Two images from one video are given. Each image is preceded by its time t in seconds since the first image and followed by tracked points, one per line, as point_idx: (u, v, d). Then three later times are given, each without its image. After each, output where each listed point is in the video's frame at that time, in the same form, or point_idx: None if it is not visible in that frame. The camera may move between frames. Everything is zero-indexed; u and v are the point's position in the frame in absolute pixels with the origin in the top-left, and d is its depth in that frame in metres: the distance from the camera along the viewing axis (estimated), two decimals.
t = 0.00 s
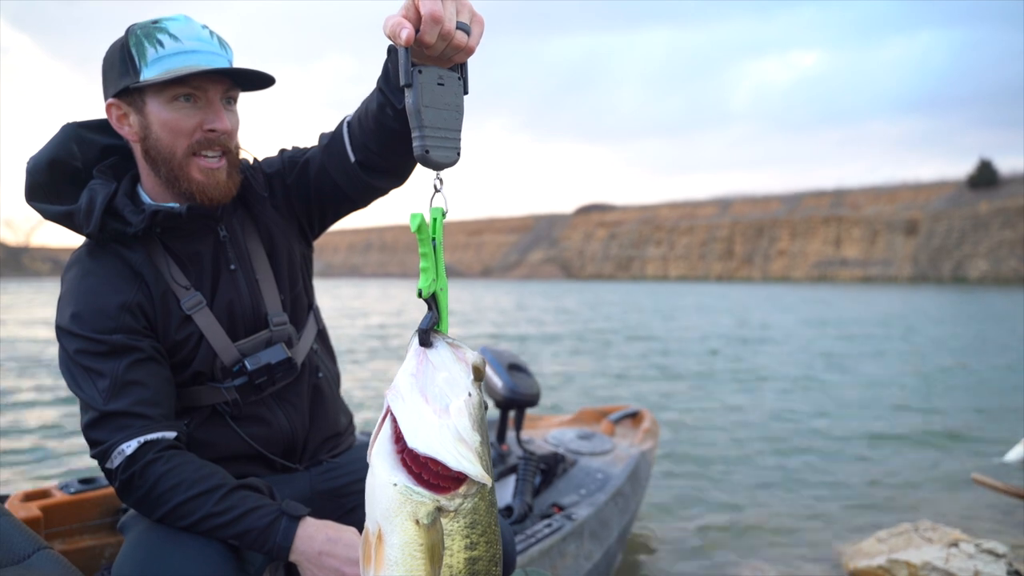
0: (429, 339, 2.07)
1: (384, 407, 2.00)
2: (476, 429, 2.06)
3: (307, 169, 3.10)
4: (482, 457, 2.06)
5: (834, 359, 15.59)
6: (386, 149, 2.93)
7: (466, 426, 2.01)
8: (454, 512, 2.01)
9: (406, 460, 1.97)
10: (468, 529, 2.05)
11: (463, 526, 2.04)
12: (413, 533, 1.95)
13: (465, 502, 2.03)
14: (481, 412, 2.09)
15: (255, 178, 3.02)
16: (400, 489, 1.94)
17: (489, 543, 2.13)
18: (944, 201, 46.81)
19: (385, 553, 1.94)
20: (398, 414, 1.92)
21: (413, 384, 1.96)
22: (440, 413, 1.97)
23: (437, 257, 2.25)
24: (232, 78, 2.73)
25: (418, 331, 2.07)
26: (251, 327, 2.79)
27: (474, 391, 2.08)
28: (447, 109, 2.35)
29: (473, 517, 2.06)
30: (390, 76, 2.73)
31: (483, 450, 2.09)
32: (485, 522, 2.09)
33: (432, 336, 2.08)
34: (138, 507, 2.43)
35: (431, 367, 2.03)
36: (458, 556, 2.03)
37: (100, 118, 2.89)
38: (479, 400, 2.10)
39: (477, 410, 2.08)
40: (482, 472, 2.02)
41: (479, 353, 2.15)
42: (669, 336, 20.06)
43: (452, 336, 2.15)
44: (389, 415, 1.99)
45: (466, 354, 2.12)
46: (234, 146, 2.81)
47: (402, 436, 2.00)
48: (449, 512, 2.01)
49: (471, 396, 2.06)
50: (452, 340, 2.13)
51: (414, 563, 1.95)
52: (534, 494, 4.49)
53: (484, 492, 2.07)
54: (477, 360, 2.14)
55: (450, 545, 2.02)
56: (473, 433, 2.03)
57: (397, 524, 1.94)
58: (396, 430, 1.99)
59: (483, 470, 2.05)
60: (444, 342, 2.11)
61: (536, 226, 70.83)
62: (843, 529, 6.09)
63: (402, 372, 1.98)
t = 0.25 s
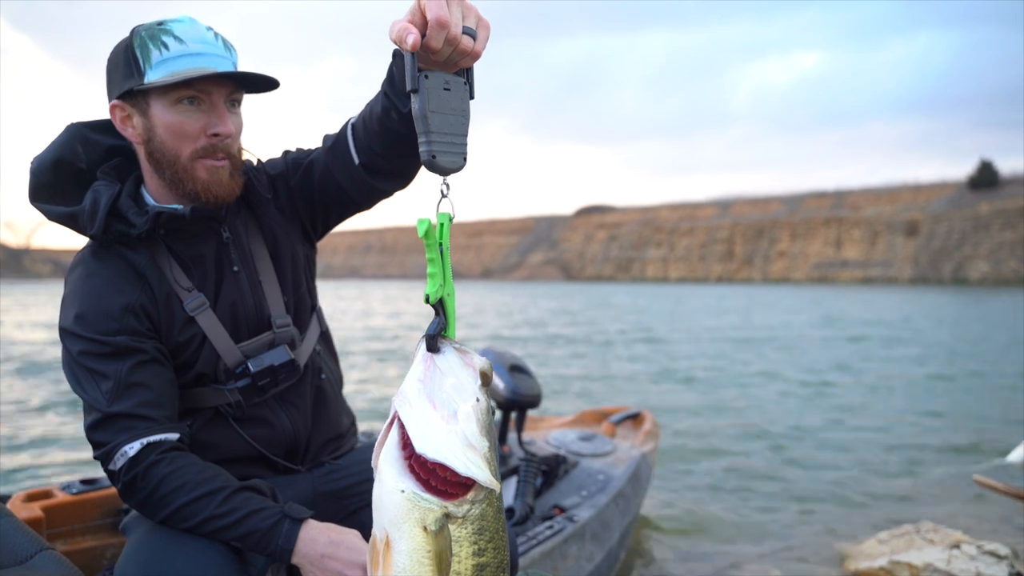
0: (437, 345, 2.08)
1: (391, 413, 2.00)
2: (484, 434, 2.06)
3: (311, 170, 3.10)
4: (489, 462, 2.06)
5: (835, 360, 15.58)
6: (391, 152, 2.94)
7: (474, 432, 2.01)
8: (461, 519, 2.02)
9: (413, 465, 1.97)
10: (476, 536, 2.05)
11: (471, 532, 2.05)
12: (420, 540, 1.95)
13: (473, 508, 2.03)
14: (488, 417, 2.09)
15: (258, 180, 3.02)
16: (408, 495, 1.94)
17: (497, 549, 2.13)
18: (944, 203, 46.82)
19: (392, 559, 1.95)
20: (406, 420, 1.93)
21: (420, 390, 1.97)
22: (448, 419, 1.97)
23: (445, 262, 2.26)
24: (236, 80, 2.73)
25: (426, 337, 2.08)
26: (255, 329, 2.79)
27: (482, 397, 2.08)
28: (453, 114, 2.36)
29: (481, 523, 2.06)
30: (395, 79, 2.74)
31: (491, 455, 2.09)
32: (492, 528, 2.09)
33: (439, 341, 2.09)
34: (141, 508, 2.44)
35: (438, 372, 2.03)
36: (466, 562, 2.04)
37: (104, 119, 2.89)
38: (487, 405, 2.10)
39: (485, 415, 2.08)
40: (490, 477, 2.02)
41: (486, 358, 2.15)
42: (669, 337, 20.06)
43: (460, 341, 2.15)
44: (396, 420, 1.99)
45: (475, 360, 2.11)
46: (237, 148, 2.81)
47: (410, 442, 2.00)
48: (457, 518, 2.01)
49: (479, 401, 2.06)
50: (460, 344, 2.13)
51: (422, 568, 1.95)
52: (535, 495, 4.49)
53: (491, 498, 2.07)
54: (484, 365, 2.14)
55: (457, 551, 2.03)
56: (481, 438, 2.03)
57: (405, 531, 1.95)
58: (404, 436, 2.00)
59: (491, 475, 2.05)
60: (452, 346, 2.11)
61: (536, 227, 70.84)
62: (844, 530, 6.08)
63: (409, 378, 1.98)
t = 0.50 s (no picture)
0: (440, 343, 2.09)
1: (395, 411, 2.01)
2: (488, 431, 2.07)
3: (313, 169, 3.11)
4: (494, 460, 2.07)
5: (835, 359, 15.59)
6: (393, 151, 2.95)
7: (478, 430, 2.02)
8: (466, 517, 2.03)
9: (417, 464, 1.98)
10: (481, 534, 2.07)
11: (475, 530, 2.05)
12: (425, 538, 1.96)
13: (477, 506, 2.04)
14: (492, 415, 2.10)
15: (261, 179, 3.02)
16: (413, 494, 1.95)
17: (501, 547, 2.14)
18: (944, 201, 46.84)
19: (397, 558, 1.95)
20: (411, 418, 1.93)
21: (425, 389, 1.98)
22: (453, 417, 1.98)
23: (448, 261, 2.27)
24: (240, 80, 2.74)
25: (429, 335, 2.09)
26: (257, 328, 2.80)
27: (486, 395, 2.09)
28: (457, 112, 2.37)
29: (485, 521, 2.07)
30: (399, 78, 2.75)
31: (495, 453, 2.10)
32: (496, 526, 2.10)
33: (443, 340, 2.10)
34: (143, 507, 2.44)
35: (443, 371, 2.04)
36: (471, 560, 2.05)
37: (106, 118, 2.90)
38: (491, 403, 2.11)
39: (489, 413, 2.09)
40: (494, 475, 2.03)
41: (489, 357, 2.17)
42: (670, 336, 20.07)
43: (463, 340, 2.17)
44: (400, 419, 2.00)
45: (479, 358, 2.15)
46: (240, 148, 2.82)
47: (414, 440, 2.00)
48: (461, 516, 2.02)
49: (483, 399, 2.07)
50: (463, 343, 2.15)
51: (427, 567, 1.96)
52: (535, 494, 4.50)
53: (495, 496, 2.08)
54: (487, 365, 2.15)
55: (462, 549, 2.03)
56: (485, 436, 2.04)
57: (409, 529, 1.95)
58: (408, 434, 2.00)
59: (495, 473, 2.06)
60: (455, 345, 2.13)
61: (536, 227, 70.85)
62: (845, 528, 6.09)
63: (413, 376, 1.99)
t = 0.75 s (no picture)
0: (440, 335, 2.09)
1: (395, 404, 2.01)
2: (488, 424, 2.07)
3: (312, 162, 3.11)
4: (494, 452, 2.08)
5: (835, 352, 15.61)
6: (393, 143, 2.95)
7: (478, 423, 2.02)
8: (466, 509, 2.03)
9: (417, 456, 1.98)
10: (480, 525, 2.07)
11: (475, 522, 2.06)
12: (426, 530, 1.96)
13: (477, 497, 2.05)
14: (492, 407, 2.10)
15: (260, 172, 3.02)
16: (413, 486, 1.95)
17: (501, 538, 2.15)
18: (945, 195, 46.80)
19: (398, 550, 1.96)
20: (411, 411, 1.94)
21: (425, 381, 1.98)
22: (453, 409, 1.99)
23: (448, 254, 2.27)
24: (239, 73, 2.73)
25: (429, 328, 2.10)
26: (257, 320, 2.80)
27: (486, 387, 2.10)
28: (457, 105, 2.38)
29: (484, 513, 2.08)
30: (398, 72, 2.75)
31: (495, 445, 2.10)
32: (496, 517, 2.11)
33: (443, 332, 2.11)
34: (143, 498, 2.45)
35: (443, 364, 2.04)
36: (470, 552, 2.06)
37: (104, 110, 2.89)
38: (490, 396, 2.12)
39: (489, 405, 2.10)
40: (494, 467, 2.03)
41: (489, 349, 2.18)
42: (669, 329, 20.08)
43: (463, 332, 2.18)
44: (400, 411, 2.00)
45: (478, 351, 2.15)
46: (239, 140, 2.81)
47: (414, 433, 2.01)
48: (461, 508, 2.02)
49: (483, 392, 2.07)
50: (462, 335, 2.15)
51: (427, 560, 1.97)
52: (535, 486, 4.51)
53: (495, 488, 2.09)
54: (487, 357, 2.15)
55: (462, 541, 2.04)
56: (486, 428, 2.05)
57: (410, 521, 1.96)
58: (408, 427, 2.00)
59: (495, 465, 2.06)
60: (455, 338, 2.13)
61: (536, 220, 70.84)
62: (844, 520, 6.11)
63: (413, 369, 2.00)
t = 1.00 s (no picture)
0: (441, 333, 2.09)
1: (396, 401, 2.01)
2: (489, 422, 2.08)
3: (312, 161, 3.10)
4: (494, 449, 2.08)
5: (836, 350, 15.60)
6: (392, 142, 2.94)
7: (479, 420, 2.02)
8: (467, 505, 2.03)
9: (419, 453, 1.98)
10: (480, 521, 2.07)
11: (475, 518, 2.06)
12: (426, 526, 1.96)
13: (478, 494, 2.05)
14: (493, 405, 2.10)
15: (260, 170, 3.02)
16: (414, 482, 1.95)
17: (501, 534, 2.14)
18: (946, 192, 46.76)
19: (399, 545, 1.96)
20: (412, 407, 1.93)
21: (426, 379, 1.98)
22: (453, 406, 1.98)
23: (449, 251, 2.27)
24: (238, 72, 2.73)
25: (430, 326, 2.10)
26: (257, 319, 2.80)
27: (487, 385, 2.10)
28: (458, 105, 2.38)
29: (485, 510, 2.08)
30: (398, 71, 2.74)
31: (496, 442, 2.10)
32: (496, 514, 2.11)
33: (444, 331, 2.11)
34: (145, 497, 2.45)
35: (444, 361, 2.04)
36: (471, 547, 2.06)
37: (105, 110, 2.89)
38: (491, 394, 2.12)
39: (490, 403, 2.10)
40: (495, 464, 2.03)
41: (490, 347, 2.17)
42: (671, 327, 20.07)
43: (463, 330, 2.18)
44: (401, 409, 2.00)
45: (479, 349, 2.15)
46: (239, 139, 2.81)
47: (415, 429, 2.00)
48: (462, 504, 2.02)
49: (484, 389, 2.08)
50: (463, 333, 2.15)
51: (428, 555, 1.97)
52: (537, 485, 4.50)
53: (495, 485, 2.09)
54: (488, 355, 2.15)
55: (462, 537, 2.04)
56: (486, 425, 2.05)
57: (411, 517, 1.96)
58: (409, 423, 2.00)
59: (495, 462, 2.06)
60: (457, 336, 2.13)
61: (537, 219, 70.82)
62: (846, 519, 6.11)
63: (415, 366, 1.99)
